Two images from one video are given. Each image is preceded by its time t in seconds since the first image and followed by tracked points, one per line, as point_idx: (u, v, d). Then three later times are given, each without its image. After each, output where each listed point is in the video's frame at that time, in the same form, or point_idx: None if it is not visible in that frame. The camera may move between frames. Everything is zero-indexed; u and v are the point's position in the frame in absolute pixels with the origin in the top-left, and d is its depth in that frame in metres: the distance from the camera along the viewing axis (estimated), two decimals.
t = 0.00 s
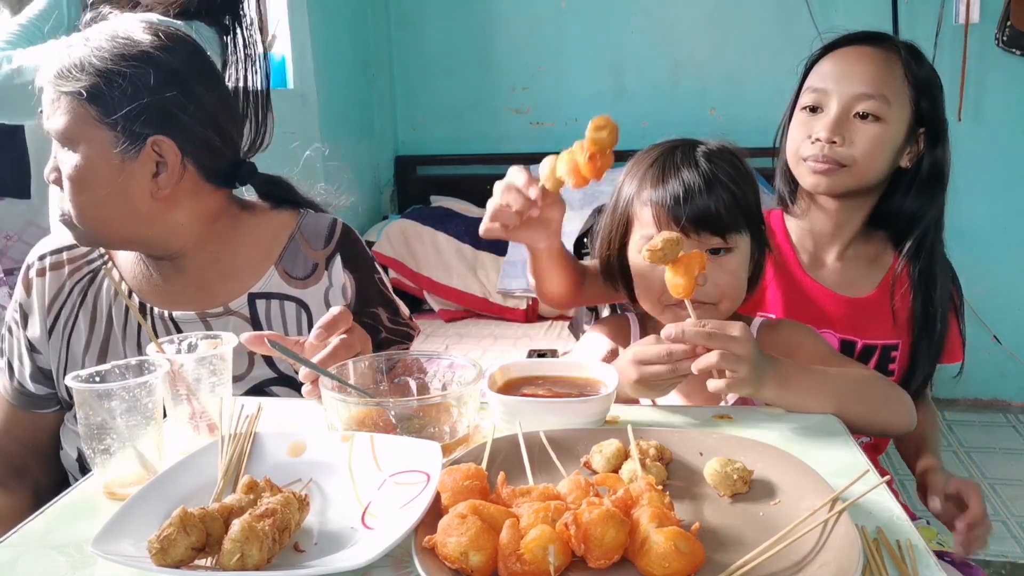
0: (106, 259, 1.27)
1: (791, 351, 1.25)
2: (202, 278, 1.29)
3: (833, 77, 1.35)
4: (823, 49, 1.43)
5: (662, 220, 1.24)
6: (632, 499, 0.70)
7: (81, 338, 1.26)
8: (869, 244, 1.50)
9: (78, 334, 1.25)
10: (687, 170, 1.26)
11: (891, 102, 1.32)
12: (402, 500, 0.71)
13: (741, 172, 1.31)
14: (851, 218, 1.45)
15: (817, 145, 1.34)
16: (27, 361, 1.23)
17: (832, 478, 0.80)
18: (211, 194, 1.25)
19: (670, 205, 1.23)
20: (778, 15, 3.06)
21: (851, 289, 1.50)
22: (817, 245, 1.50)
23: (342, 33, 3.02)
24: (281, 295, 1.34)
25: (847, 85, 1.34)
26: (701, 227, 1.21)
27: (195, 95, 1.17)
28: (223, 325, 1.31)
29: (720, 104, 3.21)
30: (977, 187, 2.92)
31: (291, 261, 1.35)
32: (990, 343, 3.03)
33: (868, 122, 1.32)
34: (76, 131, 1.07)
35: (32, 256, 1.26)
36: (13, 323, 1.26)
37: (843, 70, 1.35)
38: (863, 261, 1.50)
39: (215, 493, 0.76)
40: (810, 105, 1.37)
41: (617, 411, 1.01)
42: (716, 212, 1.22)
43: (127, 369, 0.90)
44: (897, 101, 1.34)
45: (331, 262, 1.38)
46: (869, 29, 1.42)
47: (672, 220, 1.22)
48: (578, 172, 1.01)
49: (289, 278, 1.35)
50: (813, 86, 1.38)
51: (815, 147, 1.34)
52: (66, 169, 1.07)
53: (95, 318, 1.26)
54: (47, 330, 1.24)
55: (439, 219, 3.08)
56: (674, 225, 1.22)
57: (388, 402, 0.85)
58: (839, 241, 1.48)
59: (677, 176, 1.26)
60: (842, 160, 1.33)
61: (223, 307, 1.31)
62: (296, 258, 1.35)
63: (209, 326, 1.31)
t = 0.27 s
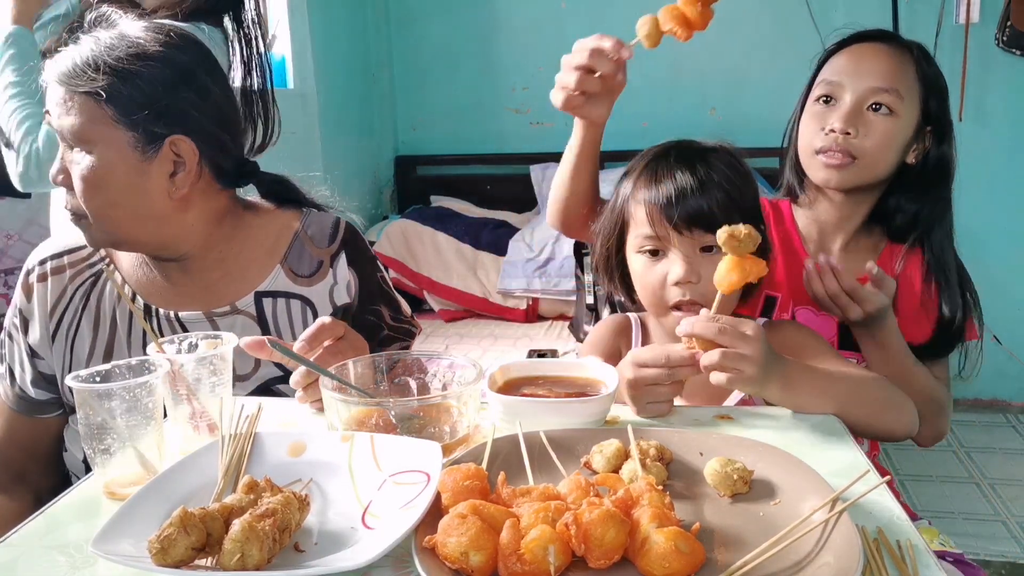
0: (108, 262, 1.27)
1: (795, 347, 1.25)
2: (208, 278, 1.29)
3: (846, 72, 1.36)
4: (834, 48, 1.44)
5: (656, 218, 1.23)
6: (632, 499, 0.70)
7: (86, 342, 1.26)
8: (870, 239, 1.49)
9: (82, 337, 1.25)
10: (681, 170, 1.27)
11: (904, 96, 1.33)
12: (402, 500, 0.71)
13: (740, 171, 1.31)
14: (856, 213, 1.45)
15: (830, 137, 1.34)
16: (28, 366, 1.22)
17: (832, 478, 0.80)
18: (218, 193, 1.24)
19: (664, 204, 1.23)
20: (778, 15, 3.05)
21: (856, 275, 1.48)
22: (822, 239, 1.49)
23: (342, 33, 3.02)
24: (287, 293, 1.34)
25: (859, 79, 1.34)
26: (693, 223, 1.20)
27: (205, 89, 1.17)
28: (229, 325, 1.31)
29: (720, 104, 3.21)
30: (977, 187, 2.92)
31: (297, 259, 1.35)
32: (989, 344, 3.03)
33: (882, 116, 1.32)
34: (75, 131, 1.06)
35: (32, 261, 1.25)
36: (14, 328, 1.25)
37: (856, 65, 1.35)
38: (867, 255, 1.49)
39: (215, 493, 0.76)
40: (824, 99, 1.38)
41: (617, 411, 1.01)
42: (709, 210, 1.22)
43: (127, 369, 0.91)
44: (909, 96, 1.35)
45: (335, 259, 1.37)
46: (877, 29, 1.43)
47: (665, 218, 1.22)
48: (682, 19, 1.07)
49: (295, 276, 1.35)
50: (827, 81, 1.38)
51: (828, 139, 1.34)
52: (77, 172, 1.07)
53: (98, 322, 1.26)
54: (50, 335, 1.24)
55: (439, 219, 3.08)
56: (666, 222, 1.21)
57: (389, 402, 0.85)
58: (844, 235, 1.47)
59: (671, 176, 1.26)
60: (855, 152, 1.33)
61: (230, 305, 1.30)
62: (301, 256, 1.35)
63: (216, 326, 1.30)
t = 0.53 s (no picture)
0: (101, 265, 1.25)
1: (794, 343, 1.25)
2: (210, 277, 1.29)
3: (863, 70, 1.37)
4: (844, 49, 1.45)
5: (654, 213, 1.23)
6: (632, 499, 0.69)
7: (81, 347, 1.25)
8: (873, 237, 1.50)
9: (77, 343, 1.25)
10: (679, 167, 1.27)
11: (918, 95, 1.35)
12: (402, 500, 0.71)
13: (738, 171, 1.31)
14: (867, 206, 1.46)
15: (849, 132, 1.35)
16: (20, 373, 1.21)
17: (831, 478, 0.80)
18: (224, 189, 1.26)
19: (661, 200, 1.23)
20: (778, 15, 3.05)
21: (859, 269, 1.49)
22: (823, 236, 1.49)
23: (342, 33, 3.02)
24: (286, 290, 1.34)
25: (876, 78, 1.36)
26: (691, 219, 1.20)
27: (215, 76, 1.20)
28: (228, 322, 1.30)
29: (720, 104, 3.21)
30: (977, 188, 2.92)
31: (295, 255, 1.35)
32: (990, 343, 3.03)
33: (898, 113, 1.34)
34: (83, 126, 1.07)
35: (21, 267, 1.24)
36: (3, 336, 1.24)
37: (873, 64, 1.37)
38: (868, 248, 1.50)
39: (215, 493, 0.76)
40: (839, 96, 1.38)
41: (617, 411, 1.01)
42: (707, 207, 1.22)
43: (127, 371, 0.91)
44: (921, 95, 1.37)
45: (332, 255, 1.38)
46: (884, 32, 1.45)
47: (662, 213, 1.22)
48: None
49: (293, 272, 1.35)
50: (841, 78, 1.39)
51: (847, 134, 1.35)
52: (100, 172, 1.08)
53: (92, 327, 1.25)
54: (43, 343, 1.23)
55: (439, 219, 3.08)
56: (664, 218, 1.21)
57: (389, 402, 0.85)
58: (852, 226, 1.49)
59: (670, 173, 1.27)
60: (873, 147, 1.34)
61: (229, 303, 1.29)
62: (299, 252, 1.36)
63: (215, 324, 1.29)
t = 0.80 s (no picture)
0: (99, 265, 1.25)
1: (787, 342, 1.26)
2: (212, 275, 1.28)
3: (876, 82, 1.37)
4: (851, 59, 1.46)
5: (648, 208, 1.23)
6: (632, 499, 0.69)
7: (79, 347, 1.24)
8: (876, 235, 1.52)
9: (75, 343, 1.24)
10: (675, 164, 1.27)
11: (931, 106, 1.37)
12: (402, 500, 0.71)
13: (735, 169, 1.31)
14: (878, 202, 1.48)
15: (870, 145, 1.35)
16: (19, 374, 1.21)
17: (831, 478, 0.80)
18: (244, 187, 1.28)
19: (656, 195, 1.23)
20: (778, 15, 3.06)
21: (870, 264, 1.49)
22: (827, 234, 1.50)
23: (342, 33, 3.02)
24: (286, 289, 1.34)
25: (889, 91, 1.36)
26: (685, 213, 1.20)
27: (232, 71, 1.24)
28: (228, 321, 1.29)
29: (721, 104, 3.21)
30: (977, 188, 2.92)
31: (295, 256, 1.35)
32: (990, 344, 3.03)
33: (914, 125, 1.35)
34: (141, 118, 1.10)
35: (20, 268, 1.24)
36: (2, 338, 1.24)
37: (885, 76, 1.37)
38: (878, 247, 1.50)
39: (215, 493, 0.76)
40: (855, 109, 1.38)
41: (618, 411, 1.01)
42: (702, 203, 1.22)
43: (127, 371, 0.91)
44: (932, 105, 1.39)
45: (332, 255, 1.38)
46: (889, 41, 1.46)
47: (657, 208, 1.22)
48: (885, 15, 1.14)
49: (293, 272, 1.35)
50: (853, 91, 1.39)
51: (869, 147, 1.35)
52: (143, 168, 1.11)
53: (90, 328, 1.24)
54: (42, 344, 1.23)
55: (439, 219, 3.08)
56: (658, 212, 1.22)
57: (389, 402, 0.85)
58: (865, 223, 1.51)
59: (665, 170, 1.27)
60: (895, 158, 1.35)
61: (230, 300, 1.29)
62: (299, 252, 1.36)
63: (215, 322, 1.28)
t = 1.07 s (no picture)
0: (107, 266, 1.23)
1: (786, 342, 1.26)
2: (220, 274, 1.27)
3: (894, 83, 1.37)
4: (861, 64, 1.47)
5: (654, 201, 1.23)
6: (632, 499, 0.69)
7: (86, 349, 1.22)
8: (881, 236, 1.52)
9: (83, 344, 1.22)
10: (679, 159, 1.28)
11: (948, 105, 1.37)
12: (401, 500, 0.71)
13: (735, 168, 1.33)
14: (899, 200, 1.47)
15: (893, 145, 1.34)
16: (24, 378, 1.18)
17: (831, 477, 0.80)
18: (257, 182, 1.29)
19: (663, 188, 1.24)
20: (778, 15, 3.06)
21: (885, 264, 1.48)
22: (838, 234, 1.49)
23: (342, 33, 3.02)
24: (299, 297, 1.32)
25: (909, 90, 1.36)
26: (693, 204, 1.21)
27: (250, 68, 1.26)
28: (237, 324, 1.26)
29: (721, 104, 3.21)
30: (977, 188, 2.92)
31: (307, 263, 1.34)
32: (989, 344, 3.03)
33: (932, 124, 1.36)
34: (169, 110, 1.12)
35: (24, 272, 1.21)
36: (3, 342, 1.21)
37: (902, 77, 1.37)
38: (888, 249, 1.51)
39: (214, 493, 0.76)
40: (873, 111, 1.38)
41: (619, 411, 1.01)
42: (709, 195, 1.23)
43: (127, 371, 0.91)
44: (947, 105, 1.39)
45: (344, 264, 1.38)
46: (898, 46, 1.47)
47: (664, 199, 1.22)
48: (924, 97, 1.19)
49: (306, 280, 1.33)
50: (871, 93, 1.39)
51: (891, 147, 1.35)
52: (158, 160, 1.11)
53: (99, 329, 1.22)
54: (48, 347, 1.20)
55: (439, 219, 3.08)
56: (665, 203, 1.22)
57: (388, 401, 0.85)
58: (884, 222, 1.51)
59: (669, 164, 1.28)
60: (917, 157, 1.34)
61: (239, 303, 1.27)
62: (310, 260, 1.35)
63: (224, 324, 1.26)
